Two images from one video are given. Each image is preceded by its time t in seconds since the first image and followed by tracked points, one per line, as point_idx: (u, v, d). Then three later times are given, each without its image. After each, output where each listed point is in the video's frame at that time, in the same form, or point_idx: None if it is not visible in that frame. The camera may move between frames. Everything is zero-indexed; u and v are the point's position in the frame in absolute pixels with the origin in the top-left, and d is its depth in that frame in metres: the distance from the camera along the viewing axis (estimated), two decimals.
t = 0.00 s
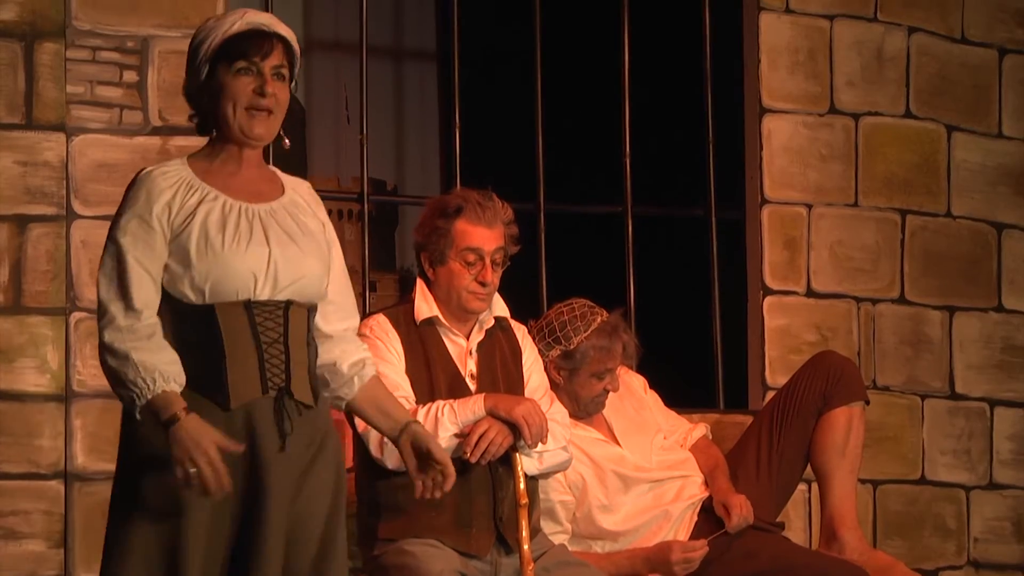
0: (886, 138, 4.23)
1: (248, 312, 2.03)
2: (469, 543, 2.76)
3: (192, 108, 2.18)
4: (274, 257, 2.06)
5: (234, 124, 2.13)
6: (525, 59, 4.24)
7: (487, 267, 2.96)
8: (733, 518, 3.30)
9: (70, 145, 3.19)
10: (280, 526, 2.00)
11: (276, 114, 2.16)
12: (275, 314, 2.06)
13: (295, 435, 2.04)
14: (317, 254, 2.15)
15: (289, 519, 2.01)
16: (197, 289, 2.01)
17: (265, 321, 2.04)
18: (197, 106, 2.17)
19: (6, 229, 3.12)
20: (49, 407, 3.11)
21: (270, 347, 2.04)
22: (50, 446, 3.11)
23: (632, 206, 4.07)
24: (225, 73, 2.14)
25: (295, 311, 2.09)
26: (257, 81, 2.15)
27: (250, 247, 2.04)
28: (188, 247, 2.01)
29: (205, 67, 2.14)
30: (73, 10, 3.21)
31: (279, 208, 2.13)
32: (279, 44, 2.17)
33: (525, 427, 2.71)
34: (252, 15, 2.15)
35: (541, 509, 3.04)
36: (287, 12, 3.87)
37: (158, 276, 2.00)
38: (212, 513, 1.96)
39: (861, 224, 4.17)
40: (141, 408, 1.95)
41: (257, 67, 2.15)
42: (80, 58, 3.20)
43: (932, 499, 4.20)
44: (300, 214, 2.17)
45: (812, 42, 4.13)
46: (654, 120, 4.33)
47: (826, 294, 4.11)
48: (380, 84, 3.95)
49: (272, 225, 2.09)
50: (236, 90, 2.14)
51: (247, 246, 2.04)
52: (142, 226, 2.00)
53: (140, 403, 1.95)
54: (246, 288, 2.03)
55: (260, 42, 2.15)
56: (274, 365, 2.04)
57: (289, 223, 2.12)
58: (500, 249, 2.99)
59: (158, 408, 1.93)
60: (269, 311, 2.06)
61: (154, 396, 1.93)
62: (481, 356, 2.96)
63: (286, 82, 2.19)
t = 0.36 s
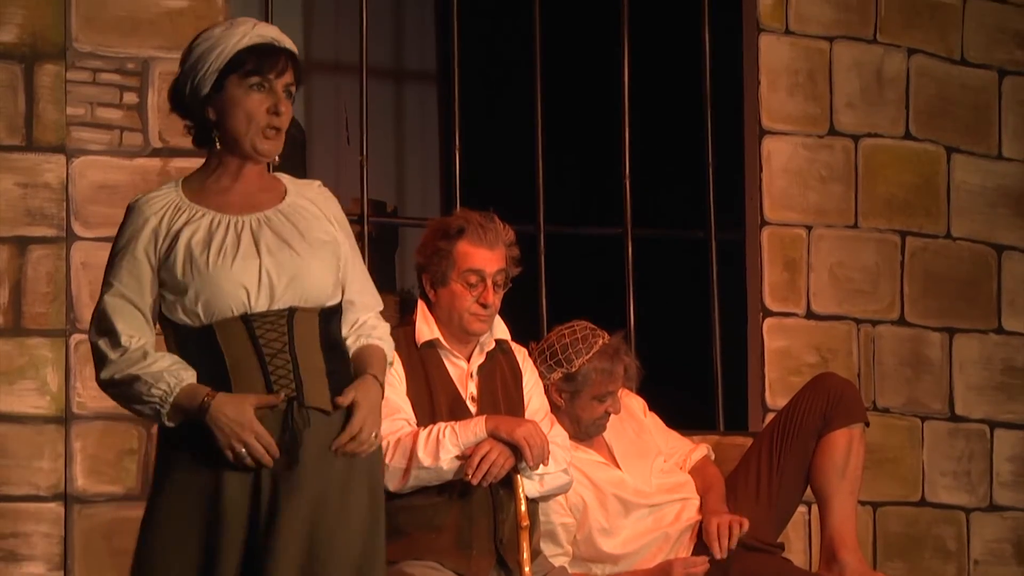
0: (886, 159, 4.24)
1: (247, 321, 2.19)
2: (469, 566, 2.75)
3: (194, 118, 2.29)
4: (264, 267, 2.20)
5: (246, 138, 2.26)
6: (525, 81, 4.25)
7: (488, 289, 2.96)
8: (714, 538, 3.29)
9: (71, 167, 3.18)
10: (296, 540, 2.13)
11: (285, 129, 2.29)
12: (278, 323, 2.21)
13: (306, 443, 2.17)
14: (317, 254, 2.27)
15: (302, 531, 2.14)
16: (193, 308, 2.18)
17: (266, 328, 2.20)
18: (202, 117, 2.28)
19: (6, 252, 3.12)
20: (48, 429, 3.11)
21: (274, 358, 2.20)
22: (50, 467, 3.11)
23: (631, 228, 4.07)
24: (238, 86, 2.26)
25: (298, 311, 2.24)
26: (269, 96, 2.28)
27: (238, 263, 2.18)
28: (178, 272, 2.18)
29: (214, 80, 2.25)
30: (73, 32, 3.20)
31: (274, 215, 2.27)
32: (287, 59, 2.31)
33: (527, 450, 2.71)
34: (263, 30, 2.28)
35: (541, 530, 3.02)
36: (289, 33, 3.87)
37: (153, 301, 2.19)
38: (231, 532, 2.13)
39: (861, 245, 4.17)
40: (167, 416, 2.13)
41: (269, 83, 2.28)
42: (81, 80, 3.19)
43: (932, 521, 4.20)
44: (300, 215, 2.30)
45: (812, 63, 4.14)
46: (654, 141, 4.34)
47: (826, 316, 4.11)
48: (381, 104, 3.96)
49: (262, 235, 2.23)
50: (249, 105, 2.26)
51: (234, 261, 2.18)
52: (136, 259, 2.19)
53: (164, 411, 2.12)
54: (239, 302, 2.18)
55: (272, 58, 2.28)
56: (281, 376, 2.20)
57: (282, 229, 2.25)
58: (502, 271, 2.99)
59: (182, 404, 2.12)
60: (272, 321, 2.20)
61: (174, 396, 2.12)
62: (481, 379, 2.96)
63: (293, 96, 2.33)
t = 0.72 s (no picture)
0: (887, 179, 4.24)
1: (230, 343, 1.96)
2: None
3: (189, 124, 2.07)
4: (247, 282, 1.96)
5: (242, 145, 2.03)
6: (526, 101, 4.26)
7: (491, 308, 2.96)
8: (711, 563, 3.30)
9: (72, 187, 3.19)
10: (271, 565, 1.93)
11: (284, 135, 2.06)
12: (262, 339, 1.96)
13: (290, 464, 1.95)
14: (311, 265, 2.00)
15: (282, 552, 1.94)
16: (172, 326, 1.97)
17: (249, 348, 1.96)
18: (197, 124, 2.06)
19: (8, 272, 3.12)
20: (50, 449, 3.10)
21: (257, 376, 1.96)
22: (52, 487, 3.10)
23: (632, 248, 4.07)
24: (230, 91, 2.03)
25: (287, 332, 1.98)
26: (265, 100, 2.04)
27: (218, 276, 1.95)
28: (158, 286, 1.98)
29: (207, 85, 2.03)
30: (74, 53, 3.22)
31: (266, 221, 2.01)
32: (285, 58, 2.07)
33: (528, 468, 2.71)
34: (258, 29, 2.06)
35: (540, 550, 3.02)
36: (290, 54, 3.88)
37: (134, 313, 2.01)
38: (202, 553, 1.93)
39: (862, 265, 4.18)
40: (122, 409, 1.96)
41: (266, 85, 2.04)
42: (82, 100, 3.21)
43: (934, 540, 4.19)
44: (298, 220, 2.03)
45: (812, 83, 4.15)
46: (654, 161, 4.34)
47: (827, 336, 4.11)
48: (382, 123, 3.97)
49: (250, 246, 1.98)
50: (244, 110, 2.03)
51: (214, 276, 1.95)
52: (116, 269, 2.01)
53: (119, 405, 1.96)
54: (220, 320, 1.95)
55: (267, 59, 2.04)
56: (263, 395, 1.96)
57: (274, 237, 2.00)
58: (504, 290, 2.99)
59: (138, 401, 1.95)
60: (254, 339, 1.96)
61: (129, 389, 1.95)
62: (482, 399, 2.96)
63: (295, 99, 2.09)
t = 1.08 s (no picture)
0: (895, 188, 4.24)
1: (206, 329, 1.97)
2: None
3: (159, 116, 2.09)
4: (230, 266, 1.99)
5: (214, 135, 2.06)
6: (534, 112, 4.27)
7: (498, 316, 2.95)
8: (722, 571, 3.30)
9: (80, 196, 3.20)
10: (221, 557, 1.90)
11: (255, 123, 2.09)
12: (235, 331, 1.99)
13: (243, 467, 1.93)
14: (288, 261, 2.06)
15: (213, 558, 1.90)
16: (143, 306, 1.97)
17: (223, 337, 1.97)
18: (166, 114, 2.08)
19: (16, 281, 3.13)
20: (58, 458, 3.11)
21: (227, 368, 1.97)
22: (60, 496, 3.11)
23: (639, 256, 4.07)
24: (198, 80, 2.06)
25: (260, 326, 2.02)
26: (234, 87, 2.07)
27: (202, 256, 1.98)
28: (132, 264, 1.98)
29: (175, 74, 2.06)
30: (82, 61, 3.25)
31: (246, 214, 2.06)
32: (252, 46, 2.10)
33: (536, 478, 2.71)
34: (222, 17, 2.08)
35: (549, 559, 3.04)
36: (297, 63, 3.87)
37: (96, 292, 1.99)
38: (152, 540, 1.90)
39: (869, 274, 4.17)
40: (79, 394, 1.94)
41: (233, 73, 2.07)
42: (90, 109, 3.23)
43: (942, 549, 4.18)
44: (275, 217, 2.09)
45: (819, 92, 4.15)
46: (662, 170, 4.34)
47: (835, 344, 4.10)
48: (388, 130, 3.97)
49: (231, 232, 2.02)
50: (214, 99, 2.06)
51: (196, 257, 1.98)
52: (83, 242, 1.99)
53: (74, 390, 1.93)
54: (200, 301, 1.97)
55: (233, 46, 2.07)
56: (230, 389, 1.96)
57: (255, 228, 2.05)
58: (512, 298, 2.98)
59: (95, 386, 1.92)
60: (228, 328, 1.98)
61: (89, 374, 1.92)
62: (491, 406, 2.96)
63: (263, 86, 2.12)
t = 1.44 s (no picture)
0: (927, 204, 4.21)
1: (226, 342, 2.00)
2: None
3: (164, 114, 2.12)
4: (251, 279, 2.05)
5: (224, 136, 2.09)
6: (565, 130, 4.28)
7: (530, 332, 2.94)
8: None
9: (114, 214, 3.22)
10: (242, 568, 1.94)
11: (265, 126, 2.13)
12: (256, 347, 2.03)
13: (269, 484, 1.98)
14: (297, 273, 2.13)
15: (248, 572, 1.95)
16: (162, 319, 2.00)
17: (244, 353, 2.01)
18: (173, 113, 2.11)
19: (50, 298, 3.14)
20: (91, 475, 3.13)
21: (248, 385, 2.01)
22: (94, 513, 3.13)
23: (671, 273, 4.05)
24: (214, 81, 2.09)
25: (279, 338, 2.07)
26: (248, 90, 2.11)
27: (223, 270, 2.03)
28: (148, 274, 2.00)
29: (187, 73, 2.08)
30: (115, 80, 3.26)
31: (256, 225, 2.11)
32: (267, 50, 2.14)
33: (568, 495, 2.70)
34: (238, 19, 2.12)
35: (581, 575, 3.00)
36: (329, 81, 3.88)
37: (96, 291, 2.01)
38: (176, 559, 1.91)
39: (902, 290, 4.15)
40: (54, 382, 1.95)
41: (248, 75, 2.11)
42: (123, 127, 3.23)
43: (976, 567, 4.15)
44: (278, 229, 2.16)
45: (851, 108, 4.14)
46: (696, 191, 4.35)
47: (867, 361, 4.08)
48: (421, 149, 3.99)
49: (246, 244, 2.08)
50: (226, 100, 2.09)
51: (217, 270, 2.03)
52: (92, 247, 1.99)
53: (51, 381, 1.95)
54: (221, 314, 2.02)
55: (249, 49, 2.11)
56: (252, 407, 2.00)
57: (266, 240, 2.11)
58: (545, 315, 2.97)
59: (72, 380, 1.95)
60: (249, 345, 2.02)
61: (72, 365, 1.94)
62: (523, 423, 2.96)
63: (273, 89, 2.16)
